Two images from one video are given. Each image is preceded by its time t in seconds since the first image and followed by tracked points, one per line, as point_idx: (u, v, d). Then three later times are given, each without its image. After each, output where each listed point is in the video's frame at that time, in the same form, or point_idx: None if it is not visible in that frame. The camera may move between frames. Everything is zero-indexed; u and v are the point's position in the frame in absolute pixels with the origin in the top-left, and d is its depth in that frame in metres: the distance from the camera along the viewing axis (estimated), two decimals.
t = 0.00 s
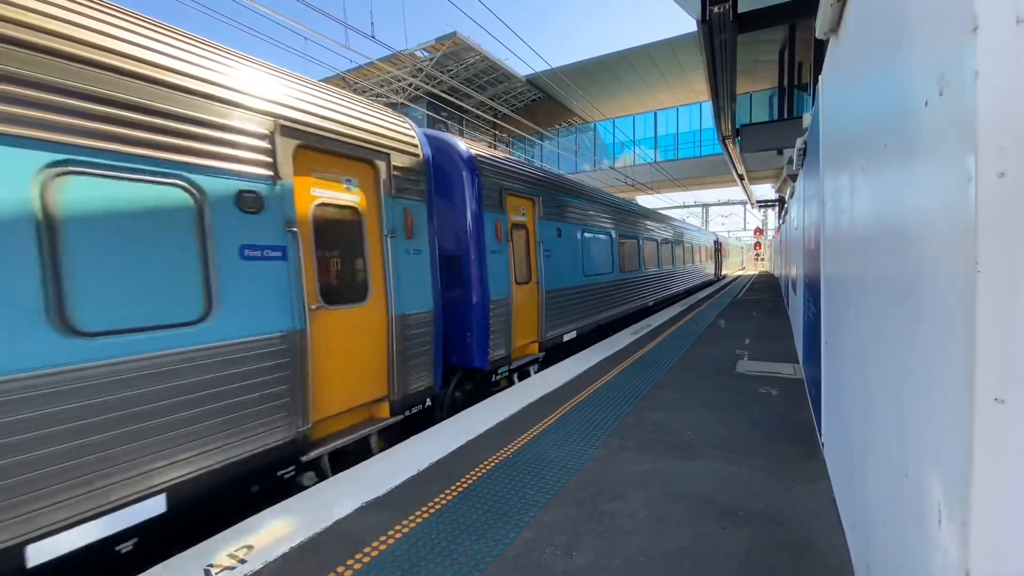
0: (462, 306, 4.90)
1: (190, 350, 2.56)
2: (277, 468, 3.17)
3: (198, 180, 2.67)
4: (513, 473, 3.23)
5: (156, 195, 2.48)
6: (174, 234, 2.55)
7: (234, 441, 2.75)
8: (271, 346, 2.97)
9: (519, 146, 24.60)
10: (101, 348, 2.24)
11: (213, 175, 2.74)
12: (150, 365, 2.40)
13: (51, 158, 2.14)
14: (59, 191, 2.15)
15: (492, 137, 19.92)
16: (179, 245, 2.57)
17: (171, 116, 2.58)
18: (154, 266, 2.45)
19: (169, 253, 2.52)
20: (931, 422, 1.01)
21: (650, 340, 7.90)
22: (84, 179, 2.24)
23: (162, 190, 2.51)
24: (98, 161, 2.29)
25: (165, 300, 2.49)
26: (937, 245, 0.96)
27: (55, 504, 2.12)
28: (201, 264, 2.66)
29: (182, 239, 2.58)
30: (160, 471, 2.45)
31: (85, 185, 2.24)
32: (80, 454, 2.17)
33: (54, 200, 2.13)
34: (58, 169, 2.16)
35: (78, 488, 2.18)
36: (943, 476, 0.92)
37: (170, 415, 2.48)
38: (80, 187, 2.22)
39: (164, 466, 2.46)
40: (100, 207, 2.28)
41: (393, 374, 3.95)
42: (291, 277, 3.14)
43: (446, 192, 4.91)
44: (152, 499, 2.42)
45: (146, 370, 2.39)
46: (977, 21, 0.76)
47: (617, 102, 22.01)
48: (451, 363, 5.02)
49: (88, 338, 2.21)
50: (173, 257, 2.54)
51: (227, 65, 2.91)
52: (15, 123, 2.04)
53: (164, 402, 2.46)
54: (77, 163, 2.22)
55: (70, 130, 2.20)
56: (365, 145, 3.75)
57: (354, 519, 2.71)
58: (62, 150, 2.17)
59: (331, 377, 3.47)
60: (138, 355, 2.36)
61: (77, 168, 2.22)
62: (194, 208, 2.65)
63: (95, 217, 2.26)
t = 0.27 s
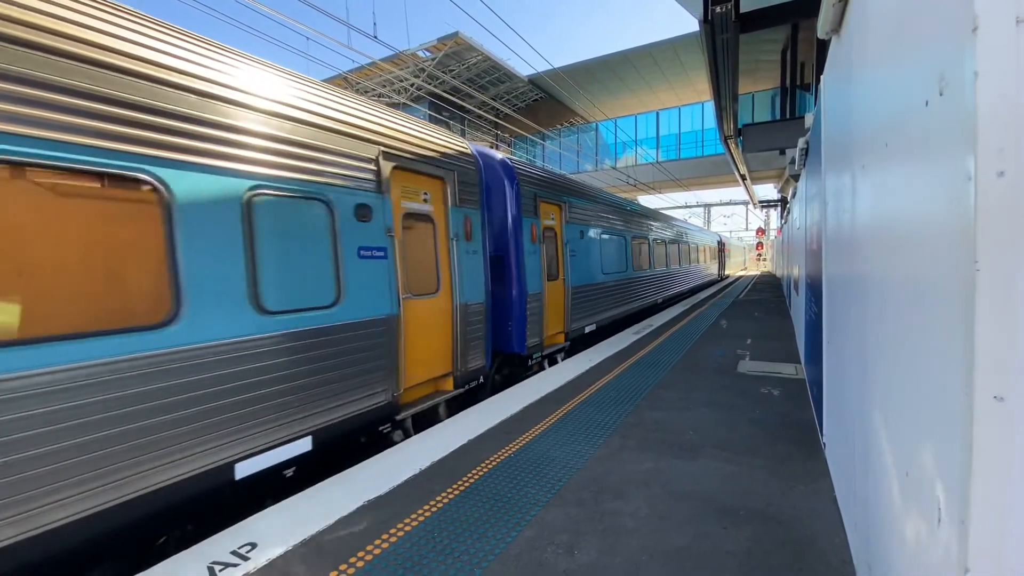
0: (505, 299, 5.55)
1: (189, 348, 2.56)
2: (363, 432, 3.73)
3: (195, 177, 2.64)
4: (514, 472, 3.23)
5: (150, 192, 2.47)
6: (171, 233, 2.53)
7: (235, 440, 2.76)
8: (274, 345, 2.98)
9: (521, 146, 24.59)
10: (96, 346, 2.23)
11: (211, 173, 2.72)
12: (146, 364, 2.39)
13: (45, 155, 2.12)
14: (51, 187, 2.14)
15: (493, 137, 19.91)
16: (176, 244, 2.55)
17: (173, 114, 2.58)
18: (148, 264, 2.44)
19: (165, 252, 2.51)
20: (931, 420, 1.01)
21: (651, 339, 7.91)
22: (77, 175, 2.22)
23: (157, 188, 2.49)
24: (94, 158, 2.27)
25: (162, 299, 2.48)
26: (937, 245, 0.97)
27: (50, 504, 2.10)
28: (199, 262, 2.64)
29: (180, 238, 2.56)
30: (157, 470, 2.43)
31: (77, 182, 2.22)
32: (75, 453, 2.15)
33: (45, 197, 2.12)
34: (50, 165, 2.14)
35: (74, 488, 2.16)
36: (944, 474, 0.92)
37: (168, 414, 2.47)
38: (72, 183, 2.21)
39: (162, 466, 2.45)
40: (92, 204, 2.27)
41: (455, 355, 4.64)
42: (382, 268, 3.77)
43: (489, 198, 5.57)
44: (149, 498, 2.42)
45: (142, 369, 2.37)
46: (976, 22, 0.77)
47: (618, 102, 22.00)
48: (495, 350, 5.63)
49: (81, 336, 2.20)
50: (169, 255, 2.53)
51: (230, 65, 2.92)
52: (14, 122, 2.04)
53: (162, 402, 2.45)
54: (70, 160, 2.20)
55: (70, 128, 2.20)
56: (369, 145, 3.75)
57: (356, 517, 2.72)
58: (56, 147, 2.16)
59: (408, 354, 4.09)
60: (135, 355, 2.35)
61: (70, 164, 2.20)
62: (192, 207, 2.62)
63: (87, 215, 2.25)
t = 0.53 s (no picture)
0: (537, 296, 6.30)
1: (185, 348, 2.57)
2: (439, 399, 4.64)
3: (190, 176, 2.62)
4: (514, 471, 3.24)
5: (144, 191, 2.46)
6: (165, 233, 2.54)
7: (231, 438, 2.78)
8: (273, 344, 3.00)
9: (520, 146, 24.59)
10: (89, 346, 2.24)
11: (206, 171, 2.70)
12: (141, 364, 2.40)
13: (38, 152, 2.11)
14: (42, 185, 2.14)
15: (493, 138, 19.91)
16: (170, 244, 2.56)
17: (172, 113, 2.58)
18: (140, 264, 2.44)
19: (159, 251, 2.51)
20: (925, 417, 1.02)
21: (650, 340, 7.94)
22: (69, 172, 2.21)
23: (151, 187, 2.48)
24: (88, 155, 2.26)
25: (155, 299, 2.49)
26: (931, 244, 0.98)
27: (42, 504, 2.11)
28: (195, 262, 2.66)
29: (175, 238, 2.58)
30: (150, 470, 2.44)
31: (67, 180, 2.21)
32: (66, 453, 2.16)
33: (35, 196, 2.12)
34: (42, 162, 2.13)
35: (65, 488, 2.17)
36: (938, 471, 0.94)
37: (161, 414, 2.47)
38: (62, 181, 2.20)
39: (157, 465, 2.47)
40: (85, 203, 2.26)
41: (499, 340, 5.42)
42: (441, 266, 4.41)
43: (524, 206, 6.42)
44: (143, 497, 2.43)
45: (135, 369, 2.38)
46: (971, 24, 0.78)
47: (618, 102, 22.03)
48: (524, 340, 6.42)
49: (73, 336, 2.20)
50: (162, 255, 2.53)
51: (230, 64, 2.92)
52: (9, 119, 2.03)
53: (156, 401, 2.45)
54: (62, 157, 2.18)
55: (68, 126, 2.20)
56: (369, 145, 3.76)
57: (356, 515, 2.73)
58: (48, 145, 2.14)
59: (461, 340, 4.75)
60: (128, 354, 2.35)
61: (61, 161, 2.18)
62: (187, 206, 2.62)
63: (79, 214, 2.25)
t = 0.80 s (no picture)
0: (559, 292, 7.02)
1: (179, 346, 2.56)
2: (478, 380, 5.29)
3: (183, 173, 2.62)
4: (510, 471, 3.24)
5: (141, 188, 2.45)
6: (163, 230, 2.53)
7: (225, 438, 2.77)
8: (268, 342, 2.98)
9: (519, 146, 24.62)
10: (82, 343, 2.22)
11: (200, 168, 2.69)
12: (134, 362, 2.38)
13: (31, 147, 2.09)
14: (41, 179, 2.12)
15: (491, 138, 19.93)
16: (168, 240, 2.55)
17: (167, 109, 2.57)
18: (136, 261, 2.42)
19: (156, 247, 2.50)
20: (921, 417, 1.03)
21: (647, 340, 7.95)
22: (65, 168, 2.20)
23: (146, 183, 2.47)
24: (80, 150, 2.24)
25: (150, 295, 2.47)
26: (927, 245, 0.98)
27: (37, 500, 2.10)
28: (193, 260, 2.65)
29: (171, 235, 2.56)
30: (144, 468, 2.43)
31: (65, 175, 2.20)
32: (60, 451, 2.14)
33: (34, 189, 2.10)
34: (38, 158, 2.12)
35: (61, 485, 2.16)
36: (935, 470, 0.94)
37: (155, 412, 2.46)
38: (59, 176, 2.18)
39: (151, 463, 2.45)
40: (83, 199, 2.24)
41: (528, 329, 6.09)
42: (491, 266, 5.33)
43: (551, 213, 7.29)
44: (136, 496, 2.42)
45: (129, 367, 2.36)
46: (970, 23, 0.78)
47: (616, 103, 22.06)
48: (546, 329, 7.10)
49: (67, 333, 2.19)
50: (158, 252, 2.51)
51: (228, 61, 2.91)
52: (6, 114, 2.03)
53: (151, 399, 2.44)
54: (57, 153, 2.17)
55: (61, 121, 2.19)
56: (366, 143, 3.76)
57: (351, 514, 2.72)
58: (44, 139, 2.13)
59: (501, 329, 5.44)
60: (121, 352, 2.34)
61: (55, 157, 2.17)
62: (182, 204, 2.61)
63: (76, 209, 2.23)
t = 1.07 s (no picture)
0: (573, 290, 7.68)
1: (172, 345, 2.53)
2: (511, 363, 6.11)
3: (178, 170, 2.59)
4: (504, 472, 3.23)
5: (136, 186, 2.43)
6: (158, 228, 2.51)
7: (218, 437, 2.75)
8: (261, 342, 2.96)
9: (514, 147, 24.65)
10: (73, 341, 2.19)
11: (195, 166, 2.66)
12: (126, 361, 2.36)
13: (23, 143, 2.06)
14: (32, 176, 2.10)
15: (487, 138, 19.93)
16: (163, 238, 2.53)
17: (162, 106, 2.55)
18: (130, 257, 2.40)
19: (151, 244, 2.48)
20: (915, 420, 1.03)
21: (641, 341, 7.98)
22: (59, 165, 2.17)
23: (141, 180, 2.45)
24: (73, 146, 2.21)
25: (146, 292, 2.45)
26: (921, 249, 0.99)
27: (27, 500, 2.08)
28: (187, 258, 2.63)
29: (167, 232, 2.54)
30: (135, 468, 2.40)
31: (59, 171, 2.18)
32: (49, 451, 2.11)
33: (26, 186, 2.08)
34: (31, 154, 2.09)
35: (51, 485, 2.14)
36: (928, 473, 0.94)
37: (147, 411, 2.44)
38: (52, 173, 2.15)
39: (143, 463, 2.43)
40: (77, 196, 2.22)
41: (549, 322, 6.86)
42: (521, 266, 6.01)
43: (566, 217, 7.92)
44: (127, 496, 2.39)
45: (120, 366, 2.34)
46: (966, 28, 0.79)
47: (612, 105, 22.13)
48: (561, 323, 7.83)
49: (58, 331, 2.16)
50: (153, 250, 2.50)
51: (225, 58, 2.90)
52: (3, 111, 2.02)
53: (142, 399, 2.41)
54: (49, 148, 2.14)
55: (57, 117, 2.17)
56: (362, 143, 3.75)
57: (345, 515, 2.71)
58: (35, 135, 2.10)
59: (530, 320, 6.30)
60: (113, 351, 2.31)
61: (49, 153, 2.14)
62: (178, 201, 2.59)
63: (69, 206, 2.21)
